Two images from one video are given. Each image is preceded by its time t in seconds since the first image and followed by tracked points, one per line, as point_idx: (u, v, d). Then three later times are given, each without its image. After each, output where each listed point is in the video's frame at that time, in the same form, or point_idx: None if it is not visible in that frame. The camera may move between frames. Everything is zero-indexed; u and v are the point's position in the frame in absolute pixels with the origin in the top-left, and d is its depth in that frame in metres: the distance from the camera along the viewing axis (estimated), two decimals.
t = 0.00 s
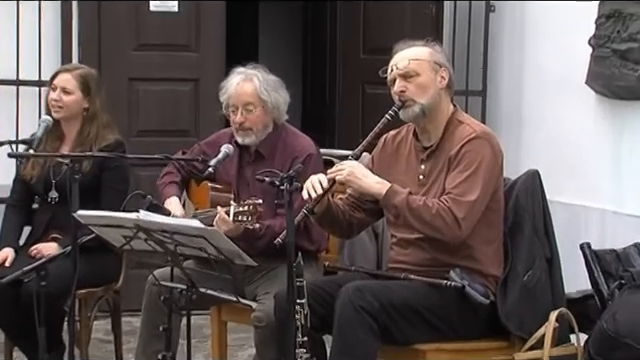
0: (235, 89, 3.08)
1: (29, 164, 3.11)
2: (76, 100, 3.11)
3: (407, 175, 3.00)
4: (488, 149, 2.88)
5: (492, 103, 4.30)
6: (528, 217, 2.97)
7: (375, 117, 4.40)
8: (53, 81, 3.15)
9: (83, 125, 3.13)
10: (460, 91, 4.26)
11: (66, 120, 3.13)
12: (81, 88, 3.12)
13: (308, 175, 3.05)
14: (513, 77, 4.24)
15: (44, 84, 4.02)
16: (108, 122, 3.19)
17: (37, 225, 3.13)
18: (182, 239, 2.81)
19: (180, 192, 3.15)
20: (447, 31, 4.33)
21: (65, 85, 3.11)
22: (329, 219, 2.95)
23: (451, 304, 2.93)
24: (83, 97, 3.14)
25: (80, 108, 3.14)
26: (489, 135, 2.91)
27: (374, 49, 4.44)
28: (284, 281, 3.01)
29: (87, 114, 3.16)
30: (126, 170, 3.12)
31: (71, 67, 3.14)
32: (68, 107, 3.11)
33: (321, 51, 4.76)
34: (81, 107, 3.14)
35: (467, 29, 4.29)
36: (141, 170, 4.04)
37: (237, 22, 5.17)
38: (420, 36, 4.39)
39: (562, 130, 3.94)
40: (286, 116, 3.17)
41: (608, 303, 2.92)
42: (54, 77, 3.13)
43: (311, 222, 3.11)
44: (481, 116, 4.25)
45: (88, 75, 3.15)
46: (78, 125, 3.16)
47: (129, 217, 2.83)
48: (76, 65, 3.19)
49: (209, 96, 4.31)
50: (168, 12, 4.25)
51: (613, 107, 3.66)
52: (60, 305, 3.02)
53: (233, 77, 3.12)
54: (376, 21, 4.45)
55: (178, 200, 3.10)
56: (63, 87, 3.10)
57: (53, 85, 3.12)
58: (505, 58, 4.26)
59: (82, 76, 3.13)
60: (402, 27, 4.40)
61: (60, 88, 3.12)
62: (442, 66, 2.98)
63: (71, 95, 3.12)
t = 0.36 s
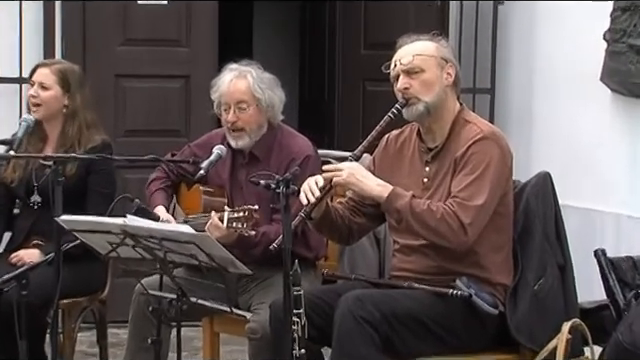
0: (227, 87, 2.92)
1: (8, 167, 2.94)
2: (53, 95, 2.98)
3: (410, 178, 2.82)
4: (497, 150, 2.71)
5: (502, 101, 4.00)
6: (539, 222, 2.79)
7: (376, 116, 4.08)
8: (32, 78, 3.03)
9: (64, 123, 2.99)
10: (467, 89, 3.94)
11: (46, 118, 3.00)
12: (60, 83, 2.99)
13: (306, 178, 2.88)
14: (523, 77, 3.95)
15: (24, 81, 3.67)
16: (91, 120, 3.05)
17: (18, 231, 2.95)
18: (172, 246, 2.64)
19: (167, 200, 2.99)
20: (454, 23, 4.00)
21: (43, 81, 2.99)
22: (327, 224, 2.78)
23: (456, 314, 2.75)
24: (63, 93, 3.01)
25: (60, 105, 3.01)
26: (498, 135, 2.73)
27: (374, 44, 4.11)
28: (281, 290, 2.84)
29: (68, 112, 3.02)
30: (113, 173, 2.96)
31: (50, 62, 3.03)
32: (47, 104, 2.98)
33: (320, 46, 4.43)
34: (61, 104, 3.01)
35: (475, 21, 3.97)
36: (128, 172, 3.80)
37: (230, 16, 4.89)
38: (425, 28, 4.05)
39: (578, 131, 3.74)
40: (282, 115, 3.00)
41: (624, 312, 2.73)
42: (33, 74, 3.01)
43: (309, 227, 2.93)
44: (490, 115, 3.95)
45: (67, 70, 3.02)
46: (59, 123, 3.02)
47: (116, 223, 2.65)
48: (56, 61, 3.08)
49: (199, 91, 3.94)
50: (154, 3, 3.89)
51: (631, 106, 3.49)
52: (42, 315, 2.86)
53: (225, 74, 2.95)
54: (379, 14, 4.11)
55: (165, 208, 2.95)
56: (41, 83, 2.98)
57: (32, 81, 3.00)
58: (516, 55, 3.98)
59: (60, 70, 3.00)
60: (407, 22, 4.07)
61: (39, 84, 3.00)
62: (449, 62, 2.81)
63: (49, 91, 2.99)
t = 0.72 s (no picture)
0: (221, 86, 2.76)
1: None
2: (42, 93, 2.82)
3: (417, 182, 2.66)
4: (508, 152, 2.54)
5: (514, 99, 3.76)
6: (553, 229, 2.63)
7: (380, 116, 3.85)
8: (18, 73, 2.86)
9: (51, 122, 2.84)
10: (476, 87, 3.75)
11: (32, 116, 2.83)
12: (49, 80, 2.84)
13: (305, 182, 2.72)
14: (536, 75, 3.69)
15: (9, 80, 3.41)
16: (79, 121, 2.89)
17: None
18: (165, 254, 2.48)
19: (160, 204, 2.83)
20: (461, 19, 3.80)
21: (32, 76, 2.82)
22: (328, 231, 2.62)
23: (466, 326, 2.58)
24: (52, 90, 2.85)
25: (47, 103, 2.85)
26: (509, 136, 2.56)
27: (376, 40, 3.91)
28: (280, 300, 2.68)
29: (56, 111, 2.86)
30: (101, 177, 2.82)
31: (39, 58, 2.87)
32: (34, 101, 2.82)
33: (320, 45, 4.21)
34: (49, 102, 2.85)
35: (485, 17, 3.79)
36: (116, 174, 3.62)
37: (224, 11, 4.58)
38: (433, 24, 3.85)
39: (597, 131, 3.40)
40: (279, 116, 2.84)
41: None
42: (20, 68, 2.84)
43: (309, 234, 2.77)
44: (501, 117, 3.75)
45: (57, 67, 2.86)
46: (45, 122, 2.86)
47: (105, 229, 2.48)
48: (45, 55, 2.91)
49: (193, 89, 3.75)
50: None
51: None
52: (25, 327, 2.71)
53: (219, 73, 2.79)
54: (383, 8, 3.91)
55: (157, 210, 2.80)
56: (30, 79, 2.82)
57: (18, 77, 2.83)
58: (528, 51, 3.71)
59: (51, 67, 2.85)
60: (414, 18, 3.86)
61: (26, 80, 2.83)
62: (456, 60, 2.64)
63: (38, 88, 2.83)
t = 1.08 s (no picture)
0: (215, 82, 2.60)
1: None
2: (27, 87, 2.67)
3: (424, 184, 2.50)
4: (521, 153, 2.38)
5: (528, 95, 3.45)
6: (569, 235, 2.46)
7: (384, 113, 3.73)
8: None
9: (36, 119, 2.69)
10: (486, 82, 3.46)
11: (15, 112, 2.68)
12: (34, 74, 2.69)
13: (305, 185, 2.56)
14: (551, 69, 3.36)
15: None
16: (64, 118, 2.74)
17: None
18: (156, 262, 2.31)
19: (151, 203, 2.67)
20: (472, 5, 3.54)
21: (16, 70, 2.67)
22: (330, 236, 2.45)
23: (475, 337, 2.42)
24: (37, 85, 2.70)
25: (32, 98, 2.70)
26: (521, 136, 2.40)
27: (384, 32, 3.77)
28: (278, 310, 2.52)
29: (40, 107, 2.71)
30: (86, 178, 2.67)
31: (23, 51, 2.71)
32: (18, 96, 2.67)
33: (320, 42, 4.05)
34: (34, 98, 2.70)
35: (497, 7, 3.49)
36: (104, 176, 3.46)
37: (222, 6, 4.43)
38: (440, 18, 3.68)
39: (614, 127, 3.04)
40: (277, 113, 2.68)
41: None
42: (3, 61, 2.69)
43: (309, 240, 2.61)
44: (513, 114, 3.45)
45: (42, 61, 2.72)
46: (29, 119, 2.71)
47: (92, 234, 2.32)
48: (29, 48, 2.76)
49: (186, 84, 3.58)
50: None
51: None
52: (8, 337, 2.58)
53: (213, 67, 2.63)
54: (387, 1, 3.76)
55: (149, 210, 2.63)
56: (14, 72, 2.67)
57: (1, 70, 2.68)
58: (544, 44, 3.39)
59: (36, 61, 2.70)
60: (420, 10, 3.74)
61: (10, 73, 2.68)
62: (466, 54, 2.48)
63: (22, 83, 2.68)
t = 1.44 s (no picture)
0: (210, 79, 2.45)
1: None
2: (6, 84, 2.54)
3: (432, 189, 2.35)
4: (535, 154, 2.22)
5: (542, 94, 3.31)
6: (586, 242, 2.29)
7: (392, 110, 3.60)
8: None
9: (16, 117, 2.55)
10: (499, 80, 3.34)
11: None
12: (13, 70, 2.55)
13: (305, 188, 2.40)
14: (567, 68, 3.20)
15: None
16: (46, 116, 2.61)
17: None
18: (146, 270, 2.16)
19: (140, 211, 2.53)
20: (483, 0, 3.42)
21: None
22: (332, 243, 2.30)
23: (485, 351, 2.27)
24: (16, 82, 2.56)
25: (11, 96, 2.56)
26: (536, 137, 2.24)
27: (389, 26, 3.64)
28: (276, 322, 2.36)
29: (20, 105, 2.58)
30: (70, 181, 2.55)
31: None
32: None
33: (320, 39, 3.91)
34: (13, 95, 2.56)
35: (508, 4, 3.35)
36: (90, 180, 3.32)
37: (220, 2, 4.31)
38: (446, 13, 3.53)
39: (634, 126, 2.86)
40: (276, 112, 2.54)
41: None
42: None
43: (309, 247, 2.46)
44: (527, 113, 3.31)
45: (21, 57, 2.58)
46: (8, 117, 2.57)
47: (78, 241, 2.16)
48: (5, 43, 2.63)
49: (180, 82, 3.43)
50: None
51: None
52: None
53: (208, 63, 2.48)
54: None
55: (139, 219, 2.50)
56: None
57: None
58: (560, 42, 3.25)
59: (15, 56, 2.56)
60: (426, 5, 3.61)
61: None
62: (478, 49, 2.33)
63: None
